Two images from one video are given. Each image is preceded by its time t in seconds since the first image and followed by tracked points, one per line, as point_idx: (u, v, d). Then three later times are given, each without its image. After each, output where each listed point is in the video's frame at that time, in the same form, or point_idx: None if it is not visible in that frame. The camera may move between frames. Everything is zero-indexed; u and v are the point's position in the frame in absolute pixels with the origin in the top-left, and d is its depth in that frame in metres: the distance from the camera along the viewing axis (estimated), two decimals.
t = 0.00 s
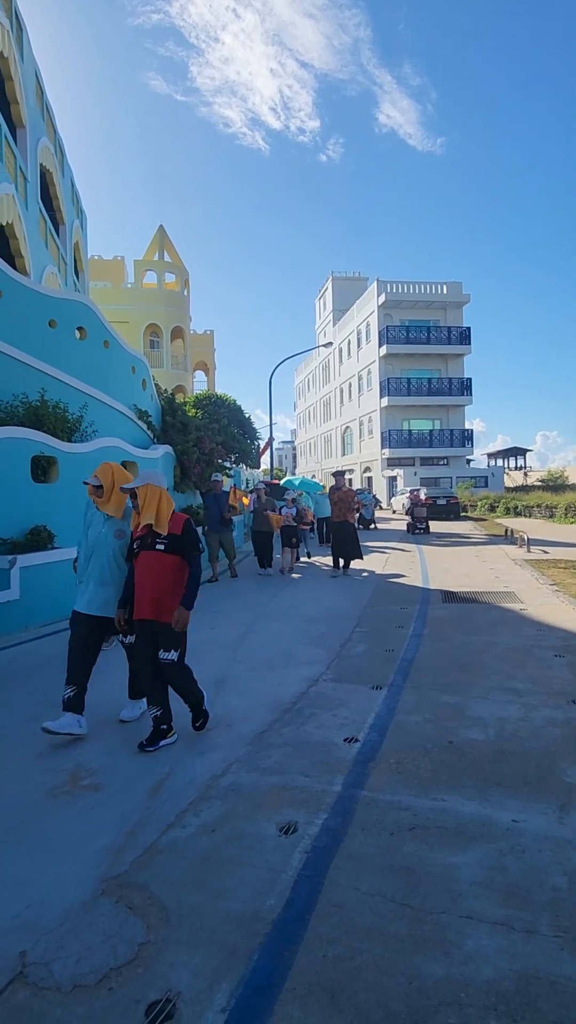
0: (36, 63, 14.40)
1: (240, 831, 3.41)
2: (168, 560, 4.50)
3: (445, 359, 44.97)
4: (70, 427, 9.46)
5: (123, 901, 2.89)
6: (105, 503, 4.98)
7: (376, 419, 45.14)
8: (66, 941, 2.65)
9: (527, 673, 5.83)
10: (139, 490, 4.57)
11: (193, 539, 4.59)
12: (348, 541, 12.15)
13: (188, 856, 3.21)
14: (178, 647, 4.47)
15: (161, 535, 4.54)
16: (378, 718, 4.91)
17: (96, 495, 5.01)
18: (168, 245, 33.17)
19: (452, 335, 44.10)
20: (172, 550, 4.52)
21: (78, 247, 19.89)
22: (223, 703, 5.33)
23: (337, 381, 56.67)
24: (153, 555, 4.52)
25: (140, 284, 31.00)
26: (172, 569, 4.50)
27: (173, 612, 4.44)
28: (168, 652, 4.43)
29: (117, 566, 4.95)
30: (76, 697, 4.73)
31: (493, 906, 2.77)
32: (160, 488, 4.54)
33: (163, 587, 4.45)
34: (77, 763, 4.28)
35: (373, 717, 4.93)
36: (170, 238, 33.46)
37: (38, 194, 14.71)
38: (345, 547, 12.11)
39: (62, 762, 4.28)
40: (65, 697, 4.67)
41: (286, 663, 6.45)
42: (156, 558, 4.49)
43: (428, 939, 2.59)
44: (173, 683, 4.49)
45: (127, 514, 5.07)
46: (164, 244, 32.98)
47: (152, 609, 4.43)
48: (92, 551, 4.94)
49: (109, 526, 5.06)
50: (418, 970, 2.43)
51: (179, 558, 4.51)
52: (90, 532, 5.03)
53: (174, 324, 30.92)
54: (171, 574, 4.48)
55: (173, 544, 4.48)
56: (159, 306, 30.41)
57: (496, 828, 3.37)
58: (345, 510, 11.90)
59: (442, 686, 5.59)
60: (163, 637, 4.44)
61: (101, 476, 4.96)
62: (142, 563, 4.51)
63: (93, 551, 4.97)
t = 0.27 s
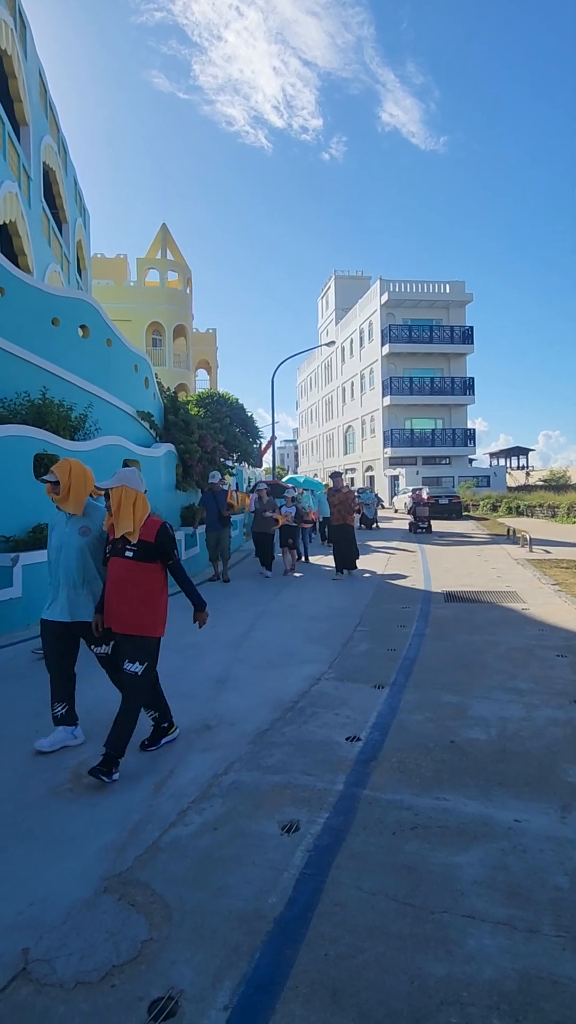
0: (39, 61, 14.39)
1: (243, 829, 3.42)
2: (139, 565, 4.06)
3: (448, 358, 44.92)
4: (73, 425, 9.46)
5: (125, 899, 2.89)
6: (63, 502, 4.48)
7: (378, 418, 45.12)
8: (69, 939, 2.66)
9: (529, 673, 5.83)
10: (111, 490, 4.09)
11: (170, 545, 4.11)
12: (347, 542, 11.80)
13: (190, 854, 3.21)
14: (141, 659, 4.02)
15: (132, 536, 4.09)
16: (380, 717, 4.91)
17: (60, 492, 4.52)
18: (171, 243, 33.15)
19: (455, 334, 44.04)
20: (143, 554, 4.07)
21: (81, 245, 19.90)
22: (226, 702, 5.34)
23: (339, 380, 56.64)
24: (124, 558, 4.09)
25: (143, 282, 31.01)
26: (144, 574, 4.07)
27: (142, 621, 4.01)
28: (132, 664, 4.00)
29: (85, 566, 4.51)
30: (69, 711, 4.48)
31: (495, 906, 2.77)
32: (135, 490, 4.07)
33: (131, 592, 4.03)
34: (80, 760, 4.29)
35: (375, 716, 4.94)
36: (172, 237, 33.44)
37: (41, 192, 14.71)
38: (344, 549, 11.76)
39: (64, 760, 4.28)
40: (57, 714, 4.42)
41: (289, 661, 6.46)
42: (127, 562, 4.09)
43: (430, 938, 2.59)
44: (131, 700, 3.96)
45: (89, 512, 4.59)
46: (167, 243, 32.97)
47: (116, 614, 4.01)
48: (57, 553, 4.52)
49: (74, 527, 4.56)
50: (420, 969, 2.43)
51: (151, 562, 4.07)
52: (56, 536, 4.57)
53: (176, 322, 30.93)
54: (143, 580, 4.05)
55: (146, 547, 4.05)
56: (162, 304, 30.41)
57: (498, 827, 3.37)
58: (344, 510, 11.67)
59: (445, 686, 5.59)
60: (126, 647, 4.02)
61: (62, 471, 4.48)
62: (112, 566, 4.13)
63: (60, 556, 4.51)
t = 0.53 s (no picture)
0: (42, 58, 14.38)
1: (243, 826, 3.43)
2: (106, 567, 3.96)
3: (450, 356, 44.86)
4: (75, 422, 9.47)
5: (126, 894, 2.91)
6: (33, 498, 4.20)
7: (380, 416, 45.10)
8: (69, 934, 2.67)
9: (530, 671, 5.83)
10: (82, 483, 3.96)
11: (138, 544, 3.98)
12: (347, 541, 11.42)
13: (191, 850, 3.23)
14: (120, 665, 3.96)
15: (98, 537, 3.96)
16: (381, 714, 4.92)
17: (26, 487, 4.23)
18: (173, 241, 33.13)
19: (457, 333, 43.97)
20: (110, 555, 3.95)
21: (83, 242, 19.90)
22: (227, 699, 5.35)
23: (341, 378, 56.62)
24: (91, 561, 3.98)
25: (145, 280, 31.00)
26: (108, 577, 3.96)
27: (114, 627, 3.93)
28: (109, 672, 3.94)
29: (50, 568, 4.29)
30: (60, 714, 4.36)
31: (495, 903, 2.77)
32: (106, 484, 3.96)
33: (98, 597, 3.93)
34: (81, 757, 4.30)
35: (376, 714, 4.94)
36: (175, 234, 33.43)
37: (44, 189, 14.71)
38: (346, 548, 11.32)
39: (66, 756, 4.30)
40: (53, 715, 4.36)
41: (290, 659, 6.47)
42: (92, 565, 3.98)
43: (429, 935, 2.60)
44: (116, 705, 3.92)
45: (56, 510, 4.32)
46: (169, 240, 32.95)
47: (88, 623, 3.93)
48: (24, 551, 4.30)
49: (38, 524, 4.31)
50: (419, 965, 2.44)
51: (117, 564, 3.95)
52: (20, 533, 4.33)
53: (179, 320, 30.93)
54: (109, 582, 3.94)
55: (109, 548, 3.93)
56: (164, 302, 30.42)
57: (498, 825, 3.38)
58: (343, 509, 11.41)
59: (446, 684, 5.60)
60: (102, 655, 3.94)
61: (28, 465, 4.19)
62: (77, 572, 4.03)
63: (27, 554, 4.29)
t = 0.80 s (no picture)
0: (46, 54, 14.35)
1: (245, 822, 3.44)
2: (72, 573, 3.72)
3: (453, 354, 44.76)
4: (78, 419, 9.48)
5: (127, 890, 2.92)
6: None
7: (383, 414, 45.04)
8: (71, 929, 2.68)
9: (532, 670, 5.83)
10: (44, 483, 3.70)
11: (102, 545, 3.75)
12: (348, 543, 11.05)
13: (192, 847, 3.23)
14: (102, 672, 3.82)
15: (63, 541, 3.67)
16: (383, 712, 4.92)
17: None
18: (177, 237, 33.09)
19: (461, 330, 43.85)
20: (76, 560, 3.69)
21: (86, 239, 19.88)
22: (229, 696, 5.36)
23: (345, 376, 56.56)
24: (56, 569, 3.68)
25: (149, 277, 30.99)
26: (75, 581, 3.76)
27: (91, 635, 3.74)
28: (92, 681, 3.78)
29: (3, 575, 3.87)
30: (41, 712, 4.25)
31: (495, 901, 2.78)
32: (69, 482, 3.69)
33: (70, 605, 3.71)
34: (83, 753, 4.31)
35: (378, 711, 4.95)
36: (178, 231, 33.40)
37: (47, 186, 14.70)
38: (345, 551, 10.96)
39: (68, 752, 4.31)
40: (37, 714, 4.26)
41: (292, 656, 6.47)
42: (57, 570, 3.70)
43: (430, 932, 2.60)
44: (106, 713, 3.84)
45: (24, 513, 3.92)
46: (173, 237, 32.90)
47: (57, 633, 3.68)
48: None
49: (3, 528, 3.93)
50: (420, 962, 2.45)
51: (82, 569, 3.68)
52: None
53: (182, 317, 30.94)
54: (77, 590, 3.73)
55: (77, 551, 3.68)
56: (167, 299, 30.41)
57: (499, 823, 3.38)
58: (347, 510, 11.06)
59: (447, 682, 5.59)
60: (81, 665, 3.75)
61: None
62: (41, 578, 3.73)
63: None
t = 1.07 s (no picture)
0: (50, 50, 14.34)
1: (248, 818, 3.45)
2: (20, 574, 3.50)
3: (458, 351, 44.64)
4: (82, 416, 9.48)
5: (131, 885, 2.93)
6: None
7: (387, 412, 44.98)
8: (75, 923, 2.69)
9: (536, 667, 5.82)
10: None
11: (52, 541, 3.53)
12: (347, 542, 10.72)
13: (196, 842, 3.25)
14: (33, 695, 3.51)
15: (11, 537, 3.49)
16: (386, 709, 4.93)
17: None
18: (181, 234, 33.06)
19: (465, 327, 43.69)
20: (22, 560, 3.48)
21: (91, 236, 19.89)
22: (232, 692, 5.38)
23: (348, 373, 56.49)
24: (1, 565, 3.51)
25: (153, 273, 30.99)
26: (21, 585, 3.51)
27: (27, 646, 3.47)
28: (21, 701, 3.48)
29: None
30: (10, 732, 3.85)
31: (498, 898, 2.78)
32: (20, 476, 3.55)
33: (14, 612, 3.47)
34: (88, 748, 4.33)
35: (381, 708, 4.96)
36: (182, 228, 33.40)
37: (51, 183, 14.70)
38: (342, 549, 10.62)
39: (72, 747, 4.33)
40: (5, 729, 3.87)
41: (295, 653, 6.48)
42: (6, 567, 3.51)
43: (433, 928, 2.61)
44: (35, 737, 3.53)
45: None
46: (177, 233, 32.87)
47: None
48: None
49: None
50: (423, 958, 2.45)
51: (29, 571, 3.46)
52: None
53: (186, 314, 30.95)
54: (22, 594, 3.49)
55: (23, 552, 3.47)
56: (171, 296, 30.42)
57: (503, 820, 3.39)
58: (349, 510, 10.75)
59: (450, 679, 5.60)
60: (16, 680, 3.48)
61: None
62: None
63: None
